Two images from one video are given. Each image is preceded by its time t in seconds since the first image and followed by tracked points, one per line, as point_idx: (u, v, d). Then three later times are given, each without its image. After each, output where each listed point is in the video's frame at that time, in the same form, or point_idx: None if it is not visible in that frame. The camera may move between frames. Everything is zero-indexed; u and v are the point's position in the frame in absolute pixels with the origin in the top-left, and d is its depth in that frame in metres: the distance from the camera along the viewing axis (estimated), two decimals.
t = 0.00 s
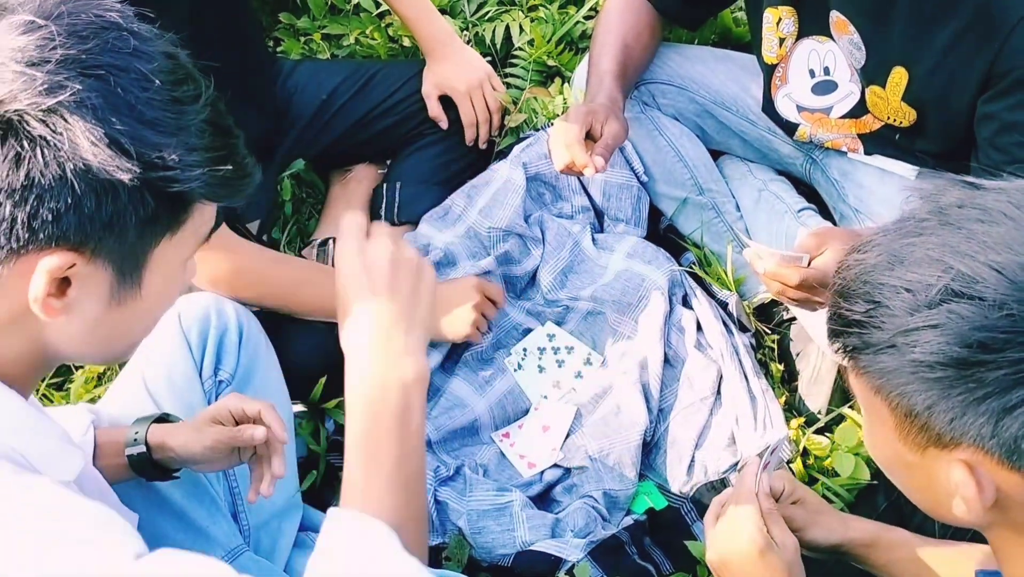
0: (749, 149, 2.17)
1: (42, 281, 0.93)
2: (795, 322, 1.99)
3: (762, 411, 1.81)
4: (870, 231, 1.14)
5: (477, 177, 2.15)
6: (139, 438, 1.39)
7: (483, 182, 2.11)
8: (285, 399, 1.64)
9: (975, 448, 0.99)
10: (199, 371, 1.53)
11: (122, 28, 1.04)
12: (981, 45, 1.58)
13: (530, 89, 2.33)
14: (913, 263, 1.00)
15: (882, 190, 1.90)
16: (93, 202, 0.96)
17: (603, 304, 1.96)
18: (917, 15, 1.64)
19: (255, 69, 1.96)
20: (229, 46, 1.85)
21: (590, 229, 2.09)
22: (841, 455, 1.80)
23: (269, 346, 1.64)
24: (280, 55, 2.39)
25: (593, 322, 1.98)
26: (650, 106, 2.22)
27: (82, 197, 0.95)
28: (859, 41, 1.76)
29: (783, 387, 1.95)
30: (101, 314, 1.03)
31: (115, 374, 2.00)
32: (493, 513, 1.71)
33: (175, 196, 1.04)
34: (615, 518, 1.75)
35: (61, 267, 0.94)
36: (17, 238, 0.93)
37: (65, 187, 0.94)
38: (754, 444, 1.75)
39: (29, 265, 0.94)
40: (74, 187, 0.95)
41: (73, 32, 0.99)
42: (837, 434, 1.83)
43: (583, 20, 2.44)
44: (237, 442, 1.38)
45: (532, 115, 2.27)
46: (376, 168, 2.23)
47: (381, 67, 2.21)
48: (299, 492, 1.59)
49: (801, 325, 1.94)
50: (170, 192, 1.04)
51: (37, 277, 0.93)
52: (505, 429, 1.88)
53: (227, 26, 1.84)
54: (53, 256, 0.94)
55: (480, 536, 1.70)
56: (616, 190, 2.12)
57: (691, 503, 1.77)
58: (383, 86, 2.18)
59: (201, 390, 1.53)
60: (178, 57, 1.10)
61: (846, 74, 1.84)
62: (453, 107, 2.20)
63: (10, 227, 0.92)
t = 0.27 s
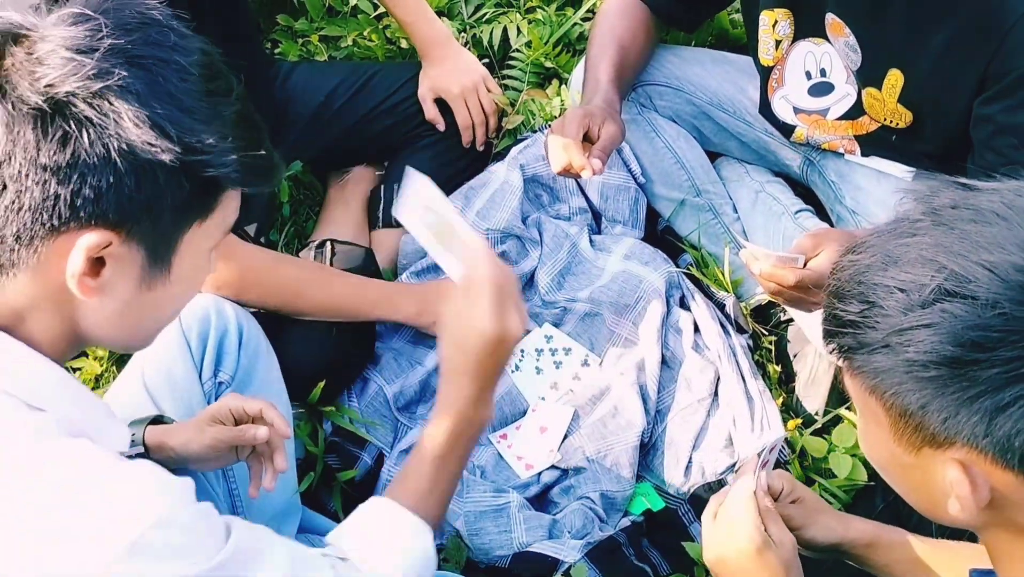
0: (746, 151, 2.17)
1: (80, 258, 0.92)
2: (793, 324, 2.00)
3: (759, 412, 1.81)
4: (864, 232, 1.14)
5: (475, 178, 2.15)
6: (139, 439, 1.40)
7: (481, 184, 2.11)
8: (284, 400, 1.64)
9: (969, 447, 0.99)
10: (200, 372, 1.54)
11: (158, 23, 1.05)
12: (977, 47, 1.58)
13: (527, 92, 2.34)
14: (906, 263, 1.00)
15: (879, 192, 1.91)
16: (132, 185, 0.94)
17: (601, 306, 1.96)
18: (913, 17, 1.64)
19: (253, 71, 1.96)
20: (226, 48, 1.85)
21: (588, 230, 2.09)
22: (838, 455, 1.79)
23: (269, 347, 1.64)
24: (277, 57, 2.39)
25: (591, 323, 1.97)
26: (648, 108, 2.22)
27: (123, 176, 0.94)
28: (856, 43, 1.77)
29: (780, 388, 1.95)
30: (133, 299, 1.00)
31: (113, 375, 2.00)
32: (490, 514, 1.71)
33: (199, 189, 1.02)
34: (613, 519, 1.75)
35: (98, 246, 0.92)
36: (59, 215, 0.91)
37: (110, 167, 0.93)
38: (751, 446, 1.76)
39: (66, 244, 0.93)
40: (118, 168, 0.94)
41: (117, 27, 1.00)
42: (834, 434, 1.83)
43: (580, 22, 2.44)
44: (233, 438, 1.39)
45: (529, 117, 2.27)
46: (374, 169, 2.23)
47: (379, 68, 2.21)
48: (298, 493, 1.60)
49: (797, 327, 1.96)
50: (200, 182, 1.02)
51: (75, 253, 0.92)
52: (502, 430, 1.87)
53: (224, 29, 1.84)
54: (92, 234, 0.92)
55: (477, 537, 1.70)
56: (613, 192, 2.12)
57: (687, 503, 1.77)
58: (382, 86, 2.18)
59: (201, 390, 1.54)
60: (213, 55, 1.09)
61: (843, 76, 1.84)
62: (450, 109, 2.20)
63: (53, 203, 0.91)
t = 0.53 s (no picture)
0: (747, 151, 2.17)
1: (39, 266, 0.90)
2: (793, 323, 2.00)
3: (760, 411, 1.82)
4: (868, 231, 1.14)
5: (475, 179, 2.15)
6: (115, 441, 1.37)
7: (481, 184, 2.11)
8: (286, 401, 1.63)
9: (971, 445, 0.99)
10: (201, 370, 1.54)
11: (120, 10, 0.99)
12: (977, 46, 1.58)
13: (528, 92, 2.34)
14: (908, 262, 1.01)
15: (880, 191, 1.91)
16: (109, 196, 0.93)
17: (601, 305, 1.96)
18: (914, 16, 1.64)
19: (253, 71, 1.95)
20: (227, 49, 1.85)
21: (588, 230, 2.09)
22: (839, 455, 1.80)
23: (272, 348, 1.65)
24: (278, 57, 2.39)
25: (591, 323, 1.97)
26: (648, 108, 2.22)
27: (74, 180, 0.90)
28: (856, 42, 1.77)
29: (781, 388, 1.96)
30: (102, 300, 0.99)
31: (114, 375, 2.00)
32: (492, 513, 1.71)
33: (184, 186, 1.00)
34: (614, 519, 1.75)
35: (58, 251, 0.91)
36: (13, 223, 0.89)
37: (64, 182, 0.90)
38: (752, 446, 1.76)
39: (25, 251, 0.91)
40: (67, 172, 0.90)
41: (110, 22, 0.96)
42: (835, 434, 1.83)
43: (581, 22, 2.44)
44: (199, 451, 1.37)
45: (530, 117, 2.27)
46: (374, 169, 2.23)
47: (379, 68, 2.21)
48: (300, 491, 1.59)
49: (797, 326, 1.96)
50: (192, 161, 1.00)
51: (34, 260, 0.89)
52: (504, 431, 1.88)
53: (225, 28, 1.84)
54: (50, 239, 0.90)
55: (478, 536, 1.70)
56: (614, 191, 2.12)
57: (689, 503, 1.77)
58: (382, 87, 2.18)
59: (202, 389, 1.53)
60: (175, 37, 1.03)
61: (843, 76, 1.84)
62: (451, 110, 2.20)
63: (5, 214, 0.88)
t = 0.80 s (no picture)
0: (749, 150, 2.17)
1: None
2: (795, 323, 2.00)
3: (762, 411, 1.82)
4: (886, 232, 1.14)
5: (476, 178, 2.14)
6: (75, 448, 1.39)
7: (483, 183, 2.11)
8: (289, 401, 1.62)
9: (990, 452, 0.99)
10: (199, 370, 1.52)
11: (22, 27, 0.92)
12: (980, 46, 1.57)
13: (530, 90, 2.34)
14: (926, 267, 1.00)
15: (883, 190, 1.91)
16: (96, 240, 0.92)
17: (603, 304, 1.95)
18: (916, 15, 1.64)
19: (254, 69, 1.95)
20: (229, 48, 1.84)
21: (590, 229, 2.09)
22: (844, 455, 1.81)
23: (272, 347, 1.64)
24: (280, 55, 2.38)
25: (593, 321, 1.95)
26: (651, 106, 2.22)
27: None
28: (858, 41, 1.76)
29: (783, 388, 1.95)
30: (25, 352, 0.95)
31: (115, 374, 2.00)
32: (493, 512, 1.71)
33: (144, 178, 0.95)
34: (616, 518, 1.75)
35: None
36: None
37: (8, 213, 0.86)
38: (754, 446, 1.77)
39: None
40: None
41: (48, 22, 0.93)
42: (838, 435, 1.84)
43: (583, 20, 2.43)
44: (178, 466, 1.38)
45: (532, 116, 2.28)
46: (375, 168, 2.23)
47: (380, 66, 2.20)
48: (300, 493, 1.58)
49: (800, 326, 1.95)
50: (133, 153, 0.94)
51: None
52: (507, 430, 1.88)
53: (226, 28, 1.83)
54: None
55: (479, 535, 1.70)
56: (616, 190, 2.12)
57: (690, 502, 1.77)
58: (384, 86, 2.17)
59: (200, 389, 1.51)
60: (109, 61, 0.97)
61: (846, 74, 1.84)
62: (453, 108, 2.20)
63: None
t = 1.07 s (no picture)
0: (750, 152, 2.17)
1: None
2: (796, 325, 2.00)
3: (762, 413, 1.83)
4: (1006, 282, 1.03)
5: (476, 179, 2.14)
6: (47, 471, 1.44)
7: (483, 185, 2.11)
8: (286, 403, 1.63)
9: None
10: (199, 373, 1.52)
11: None
12: (981, 49, 1.58)
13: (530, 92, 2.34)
14: None
15: (884, 193, 1.91)
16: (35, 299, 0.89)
17: (603, 305, 1.96)
18: (917, 19, 1.64)
19: (248, 71, 1.95)
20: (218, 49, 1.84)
21: (591, 231, 2.09)
22: (844, 457, 1.81)
23: (269, 347, 1.65)
24: (281, 56, 2.39)
25: (595, 322, 1.96)
26: (651, 108, 2.21)
27: None
28: (860, 44, 1.76)
29: (783, 390, 1.95)
30: None
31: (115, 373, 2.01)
32: (494, 514, 1.71)
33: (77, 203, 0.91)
34: (616, 520, 1.75)
35: None
36: None
37: None
38: (754, 448, 1.78)
39: None
40: None
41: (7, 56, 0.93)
42: (837, 437, 1.85)
43: (584, 21, 2.43)
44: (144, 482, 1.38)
45: (534, 116, 2.29)
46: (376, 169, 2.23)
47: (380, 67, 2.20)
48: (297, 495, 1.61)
49: (801, 328, 1.96)
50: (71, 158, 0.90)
51: None
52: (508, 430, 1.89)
53: (210, 29, 1.84)
54: None
55: (479, 537, 1.70)
56: (617, 192, 2.12)
57: (690, 504, 1.76)
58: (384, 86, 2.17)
59: (200, 391, 1.51)
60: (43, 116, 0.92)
61: (847, 76, 1.84)
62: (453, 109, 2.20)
63: None
